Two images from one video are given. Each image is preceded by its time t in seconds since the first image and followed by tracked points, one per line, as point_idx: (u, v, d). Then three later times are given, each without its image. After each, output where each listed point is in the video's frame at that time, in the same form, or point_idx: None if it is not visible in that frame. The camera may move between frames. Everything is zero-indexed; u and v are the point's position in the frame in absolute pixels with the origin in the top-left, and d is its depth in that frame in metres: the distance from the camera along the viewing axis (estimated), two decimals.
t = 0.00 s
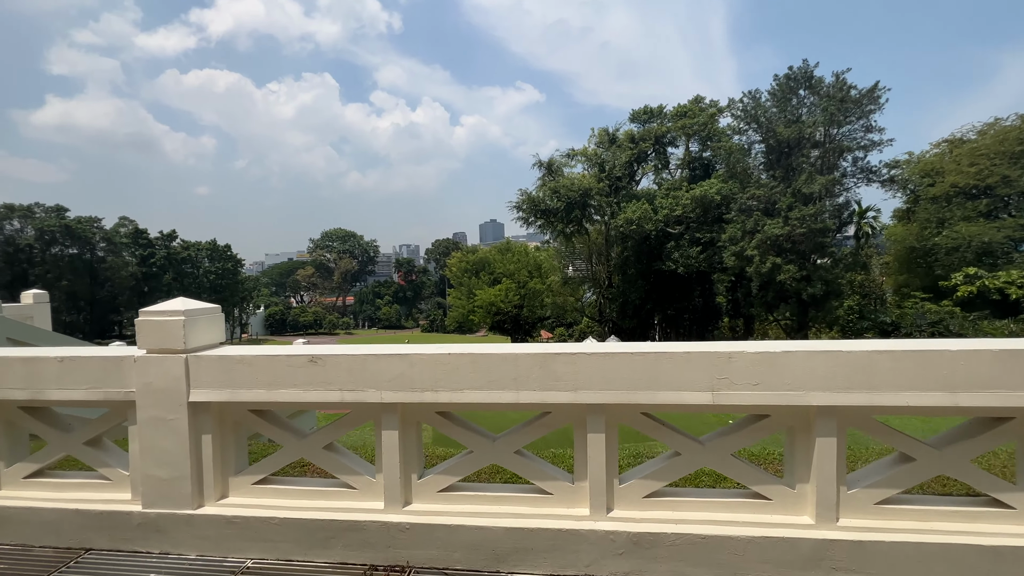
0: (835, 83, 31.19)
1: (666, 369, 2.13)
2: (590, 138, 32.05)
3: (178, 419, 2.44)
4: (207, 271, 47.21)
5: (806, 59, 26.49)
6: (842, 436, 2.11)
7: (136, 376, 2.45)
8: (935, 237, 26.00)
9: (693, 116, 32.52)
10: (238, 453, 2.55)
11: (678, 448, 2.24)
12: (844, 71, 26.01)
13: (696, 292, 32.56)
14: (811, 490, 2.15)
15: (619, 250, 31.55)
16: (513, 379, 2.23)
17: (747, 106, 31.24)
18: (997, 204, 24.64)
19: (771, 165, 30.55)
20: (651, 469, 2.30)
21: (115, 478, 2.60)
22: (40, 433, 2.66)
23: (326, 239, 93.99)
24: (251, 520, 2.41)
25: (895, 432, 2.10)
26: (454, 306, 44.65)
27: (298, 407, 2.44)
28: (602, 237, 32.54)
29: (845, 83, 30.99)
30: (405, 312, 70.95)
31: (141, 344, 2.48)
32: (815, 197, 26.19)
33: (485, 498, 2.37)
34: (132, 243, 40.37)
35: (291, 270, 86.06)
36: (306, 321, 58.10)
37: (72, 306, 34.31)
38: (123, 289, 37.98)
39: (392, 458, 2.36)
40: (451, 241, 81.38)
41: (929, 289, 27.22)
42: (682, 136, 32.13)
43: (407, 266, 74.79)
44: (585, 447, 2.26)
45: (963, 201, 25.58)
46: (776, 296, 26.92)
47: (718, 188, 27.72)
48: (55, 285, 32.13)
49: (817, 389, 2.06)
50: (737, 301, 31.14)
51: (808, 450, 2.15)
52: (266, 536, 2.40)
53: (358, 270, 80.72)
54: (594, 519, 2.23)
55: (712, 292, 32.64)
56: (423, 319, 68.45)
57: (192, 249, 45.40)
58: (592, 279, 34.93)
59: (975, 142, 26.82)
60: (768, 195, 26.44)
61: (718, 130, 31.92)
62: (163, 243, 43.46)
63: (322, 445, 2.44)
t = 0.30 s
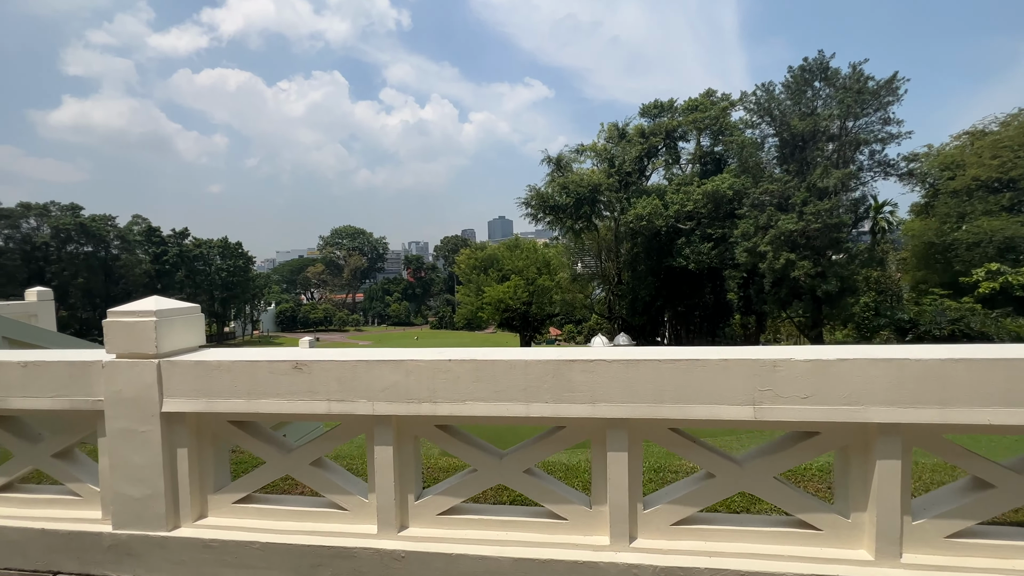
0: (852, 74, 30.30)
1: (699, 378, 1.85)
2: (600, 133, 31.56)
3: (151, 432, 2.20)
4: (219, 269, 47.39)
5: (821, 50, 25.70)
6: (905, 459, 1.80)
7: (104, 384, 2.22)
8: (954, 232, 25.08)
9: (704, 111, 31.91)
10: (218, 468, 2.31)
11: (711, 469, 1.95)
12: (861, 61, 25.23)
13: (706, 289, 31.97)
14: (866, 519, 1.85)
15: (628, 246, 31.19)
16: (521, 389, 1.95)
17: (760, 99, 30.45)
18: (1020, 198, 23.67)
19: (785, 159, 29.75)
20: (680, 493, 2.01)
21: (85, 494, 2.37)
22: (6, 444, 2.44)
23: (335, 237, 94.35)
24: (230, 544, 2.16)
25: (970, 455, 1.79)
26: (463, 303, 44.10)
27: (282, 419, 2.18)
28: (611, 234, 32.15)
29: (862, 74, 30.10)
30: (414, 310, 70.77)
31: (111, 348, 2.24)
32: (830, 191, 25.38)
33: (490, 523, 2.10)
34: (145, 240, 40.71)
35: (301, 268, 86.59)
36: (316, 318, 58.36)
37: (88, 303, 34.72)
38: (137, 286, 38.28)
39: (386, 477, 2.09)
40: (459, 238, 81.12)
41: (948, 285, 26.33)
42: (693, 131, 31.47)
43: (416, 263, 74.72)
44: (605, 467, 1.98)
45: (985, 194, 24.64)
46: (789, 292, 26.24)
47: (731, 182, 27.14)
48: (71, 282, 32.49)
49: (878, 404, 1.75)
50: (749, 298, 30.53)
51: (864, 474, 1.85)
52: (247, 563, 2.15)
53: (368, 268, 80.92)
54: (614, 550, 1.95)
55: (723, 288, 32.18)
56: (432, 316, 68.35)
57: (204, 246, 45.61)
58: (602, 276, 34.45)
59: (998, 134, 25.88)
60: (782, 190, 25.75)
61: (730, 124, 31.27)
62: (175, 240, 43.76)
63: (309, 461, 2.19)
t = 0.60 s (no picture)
0: (874, 62, 29.15)
1: (747, 382, 1.56)
2: (612, 125, 30.94)
3: (124, 437, 1.97)
4: (234, 263, 47.05)
5: (843, 37, 24.61)
6: (1003, 480, 1.49)
7: (73, 385, 1.99)
8: (981, 226, 23.82)
9: (719, 102, 31.15)
10: (200, 477, 2.08)
11: (761, 487, 1.67)
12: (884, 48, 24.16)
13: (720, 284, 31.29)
14: (948, 551, 1.56)
15: (641, 241, 30.69)
16: (537, 394, 1.68)
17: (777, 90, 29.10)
18: None
19: (803, 151, 28.65)
20: (722, 514, 1.73)
21: (57, 503, 2.16)
22: None
23: (347, 232, 94.85)
24: (210, 562, 1.93)
25: None
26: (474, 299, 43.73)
27: (269, 425, 1.94)
28: (623, 229, 31.68)
29: (884, 62, 28.95)
30: (425, 304, 70.74)
31: (80, 345, 2.01)
32: (850, 183, 24.42)
33: (503, 545, 1.84)
34: (161, 236, 41.05)
35: (314, 263, 87.18)
36: (328, 313, 58.76)
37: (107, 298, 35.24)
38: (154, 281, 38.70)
39: (384, 490, 1.84)
40: (469, 233, 80.84)
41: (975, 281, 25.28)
42: (707, 123, 30.72)
43: (427, 258, 74.56)
44: (635, 482, 1.70)
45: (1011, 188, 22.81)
46: (807, 288, 25.48)
47: (746, 175, 26.47)
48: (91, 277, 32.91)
49: (967, 415, 1.45)
50: (764, 294, 29.91)
51: (945, 498, 1.56)
52: None
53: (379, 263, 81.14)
54: None
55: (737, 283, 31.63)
56: (443, 311, 68.39)
57: (218, 242, 45.86)
58: (613, 272, 33.85)
59: None
60: (800, 182, 24.85)
61: (746, 115, 30.51)
62: (190, 236, 44.05)
63: (299, 470, 1.95)
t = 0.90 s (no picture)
0: (902, 48, 27.80)
1: (822, 400, 1.28)
2: (626, 117, 30.21)
3: (100, 451, 1.76)
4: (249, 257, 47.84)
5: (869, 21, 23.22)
6: None
7: (44, 391, 1.79)
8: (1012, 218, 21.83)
9: (737, 92, 30.22)
10: (186, 495, 1.88)
11: (832, 526, 1.40)
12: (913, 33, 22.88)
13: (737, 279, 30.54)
14: None
15: (655, 234, 30.06)
16: (564, 411, 1.43)
17: (799, 78, 27.76)
18: None
19: (824, 142, 27.39)
20: (783, 556, 1.46)
21: (33, 519, 1.98)
22: None
23: (361, 226, 95.29)
24: None
25: None
26: (485, 293, 42.93)
27: (258, 441, 1.72)
28: (637, 222, 31.04)
29: (913, 47, 27.58)
30: (437, 298, 70.74)
31: (52, 349, 1.81)
32: (875, 175, 23.34)
33: None
34: (178, 230, 41.44)
35: (328, 257, 87.78)
36: (342, 307, 59.21)
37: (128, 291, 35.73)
38: (172, 274, 39.17)
39: (386, 517, 1.60)
40: (481, 226, 80.41)
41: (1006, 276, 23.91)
42: (725, 114, 29.87)
43: (440, 252, 74.45)
44: (681, 517, 1.43)
45: None
46: (827, 282, 24.72)
47: (765, 167, 25.70)
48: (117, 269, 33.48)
49: None
50: (782, 289, 29.21)
51: None
52: None
53: (392, 257, 81.37)
54: None
55: (754, 277, 31.01)
56: (455, 305, 68.39)
57: (234, 235, 46.16)
58: (627, 266, 33.10)
59: None
60: (821, 173, 23.76)
61: (765, 106, 29.66)
62: (207, 229, 44.42)
63: (292, 491, 1.73)
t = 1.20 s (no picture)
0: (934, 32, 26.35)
1: (915, 420, 1.03)
2: (643, 107, 29.47)
3: (69, 459, 1.58)
4: (266, 248, 48.16)
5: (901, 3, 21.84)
6: None
7: (10, 395, 1.61)
8: None
9: (758, 81, 29.21)
10: (165, 507, 1.69)
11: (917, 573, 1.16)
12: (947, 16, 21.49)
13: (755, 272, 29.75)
14: None
15: (671, 227, 29.42)
16: (591, 426, 1.19)
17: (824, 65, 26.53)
18: None
19: (848, 132, 26.19)
20: None
21: (5, 530, 1.83)
22: None
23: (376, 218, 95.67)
24: None
25: None
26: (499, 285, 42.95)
27: (238, 452, 1.50)
28: (653, 214, 30.45)
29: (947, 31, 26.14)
30: (451, 290, 70.78)
31: (17, 346, 1.62)
32: (902, 166, 22.29)
33: None
34: (197, 222, 41.93)
35: (344, 249, 88.41)
36: (357, 298, 59.66)
37: (150, 281, 36.45)
38: (192, 266, 39.69)
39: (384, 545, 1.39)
40: (495, 219, 79.88)
41: None
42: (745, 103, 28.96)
43: (454, 245, 74.30)
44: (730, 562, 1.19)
45: None
46: (850, 276, 23.93)
47: (786, 157, 24.87)
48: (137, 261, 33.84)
49: None
50: (801, 283, 28.44)
51: None
52: None
53: (406, 249, 81.61)
54: None
55: (773, 271, 30.25)
56: (468, 297, 68.43)
57: (251, 227, 46.56)
58: (642, 259, 32.48)
59: None
60: (845, 164, 22.86)
61: (787, 94, 28.63)
62: (225, 222, 44.87)
63: (277, 510, 1.53)
